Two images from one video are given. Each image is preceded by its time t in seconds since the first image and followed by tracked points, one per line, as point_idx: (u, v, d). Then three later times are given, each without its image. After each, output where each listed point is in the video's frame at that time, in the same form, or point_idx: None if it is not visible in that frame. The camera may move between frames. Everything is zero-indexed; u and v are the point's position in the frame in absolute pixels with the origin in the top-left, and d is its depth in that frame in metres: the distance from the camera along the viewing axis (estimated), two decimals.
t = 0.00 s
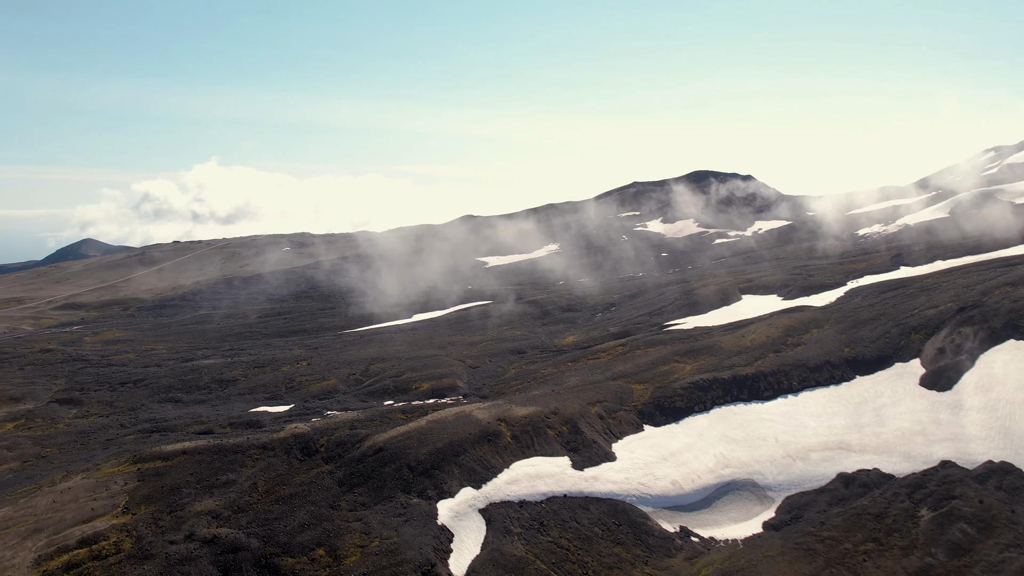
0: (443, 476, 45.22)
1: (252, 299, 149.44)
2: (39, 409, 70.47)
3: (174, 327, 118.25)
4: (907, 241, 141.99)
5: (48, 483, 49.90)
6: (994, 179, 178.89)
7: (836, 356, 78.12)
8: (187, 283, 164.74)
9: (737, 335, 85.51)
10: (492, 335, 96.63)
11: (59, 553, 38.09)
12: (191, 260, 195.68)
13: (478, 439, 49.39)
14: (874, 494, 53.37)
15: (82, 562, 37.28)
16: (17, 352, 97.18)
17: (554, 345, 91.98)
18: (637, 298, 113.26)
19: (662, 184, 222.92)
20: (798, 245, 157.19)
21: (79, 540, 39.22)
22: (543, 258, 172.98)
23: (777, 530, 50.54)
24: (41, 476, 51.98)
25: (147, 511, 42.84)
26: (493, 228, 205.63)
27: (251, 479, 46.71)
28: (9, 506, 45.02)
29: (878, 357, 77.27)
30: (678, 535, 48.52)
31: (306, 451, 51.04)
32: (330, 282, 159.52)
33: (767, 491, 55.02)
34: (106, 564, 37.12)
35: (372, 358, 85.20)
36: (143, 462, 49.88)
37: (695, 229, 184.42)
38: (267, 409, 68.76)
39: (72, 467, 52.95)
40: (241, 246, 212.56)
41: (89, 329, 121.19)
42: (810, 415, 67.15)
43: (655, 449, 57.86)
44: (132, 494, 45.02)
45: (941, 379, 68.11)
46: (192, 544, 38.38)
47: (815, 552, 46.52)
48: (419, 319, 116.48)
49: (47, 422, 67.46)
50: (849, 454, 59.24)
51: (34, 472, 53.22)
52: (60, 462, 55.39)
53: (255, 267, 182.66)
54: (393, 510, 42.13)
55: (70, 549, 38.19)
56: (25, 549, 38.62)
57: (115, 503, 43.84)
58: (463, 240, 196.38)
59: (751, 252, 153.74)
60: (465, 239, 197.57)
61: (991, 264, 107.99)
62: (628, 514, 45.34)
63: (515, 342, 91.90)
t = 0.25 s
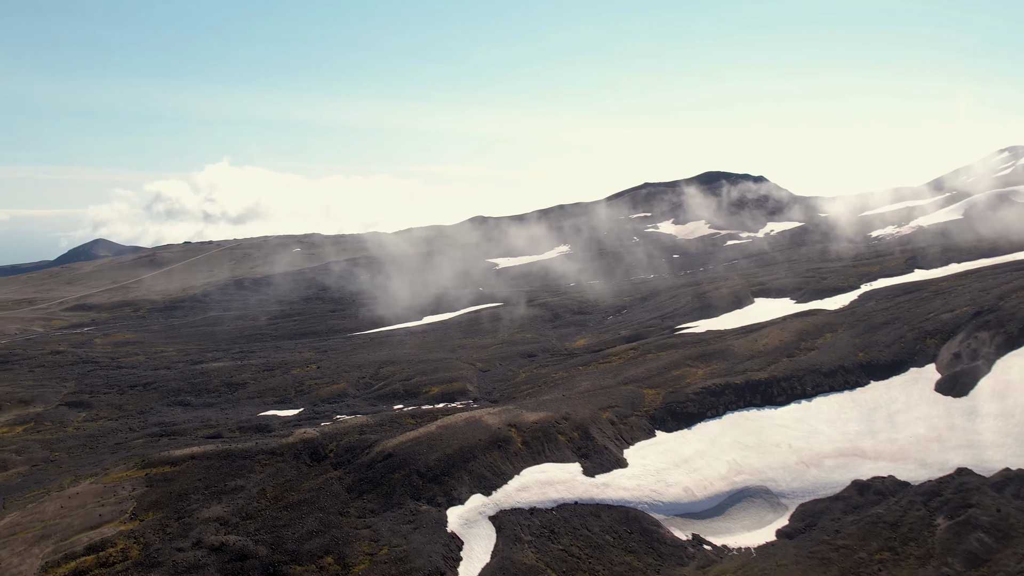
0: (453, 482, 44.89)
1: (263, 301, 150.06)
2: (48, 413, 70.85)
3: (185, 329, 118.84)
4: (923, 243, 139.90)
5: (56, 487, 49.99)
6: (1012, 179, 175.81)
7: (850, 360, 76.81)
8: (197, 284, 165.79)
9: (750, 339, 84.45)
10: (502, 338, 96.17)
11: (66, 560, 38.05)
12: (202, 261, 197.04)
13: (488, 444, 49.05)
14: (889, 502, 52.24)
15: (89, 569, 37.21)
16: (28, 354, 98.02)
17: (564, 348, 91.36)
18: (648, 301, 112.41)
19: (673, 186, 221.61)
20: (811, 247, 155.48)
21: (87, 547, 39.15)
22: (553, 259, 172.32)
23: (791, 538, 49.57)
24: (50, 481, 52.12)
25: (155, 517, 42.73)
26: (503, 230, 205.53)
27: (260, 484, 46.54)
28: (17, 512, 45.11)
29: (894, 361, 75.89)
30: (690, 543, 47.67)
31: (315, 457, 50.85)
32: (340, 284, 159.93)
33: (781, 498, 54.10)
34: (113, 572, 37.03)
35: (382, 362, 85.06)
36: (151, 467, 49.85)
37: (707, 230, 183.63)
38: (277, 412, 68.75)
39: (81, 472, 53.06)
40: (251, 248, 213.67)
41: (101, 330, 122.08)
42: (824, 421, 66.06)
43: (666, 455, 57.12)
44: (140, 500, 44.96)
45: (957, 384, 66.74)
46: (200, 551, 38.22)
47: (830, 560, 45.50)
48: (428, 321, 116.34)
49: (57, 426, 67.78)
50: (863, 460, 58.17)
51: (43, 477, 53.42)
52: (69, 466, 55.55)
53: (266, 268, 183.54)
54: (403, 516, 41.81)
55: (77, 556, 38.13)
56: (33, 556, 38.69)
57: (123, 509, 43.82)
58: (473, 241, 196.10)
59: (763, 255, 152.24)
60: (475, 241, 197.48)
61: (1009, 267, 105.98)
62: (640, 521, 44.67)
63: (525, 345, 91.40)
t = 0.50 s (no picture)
0: (463, 489, 44.49)
1: (273, 303, 150.64)
2: (58, 416, 71.23)
3: (195, 331, 119.28)
4: (938, 246, 137.71)
5: (65, 492, 50.11)
6: None
7: (865, 365, 75.42)
8: (208, 285, 166.73)
9: (763, 343, 83.30)
10: (512, 341, 95.67)
11: (74, 567, 38.03)
12: (212, 262, 198.21)
13: (498, 450, 48.59)
14: (905, 510, 51.15)
15: None
16: (39, 356, 98.82)
17: (576, 352, 90.64)
18: (660, 304, 111.45)
19: (684, 188, 220.08)
20: (824, 250, 153.65)
21: (94, 553, 39.17)
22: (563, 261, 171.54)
23: (805, 547, 48.63)
24: (58, 485, 52.24)
25: (163, 523, 42.64)
26: (513, 232, 205.20)
27: (268, 490, 46.33)
28: (26, 518, 45.21)
29: (909, 366, 74.43)
30: (703, 551, 46.85)
31: (324, 462, 50.59)
32: (350, 286, 160.21)
33: (795, 506, 53.12)
34: None
35: (392, 365, 84.72)
36: (160, 472, 49.80)
37: (718, 231, 182.76)
38: (286, 417, 68.65)
39: (89, 476, 53.19)
40: (262, 249, 214.55)
41: (112, 332, 122.85)
42: (839, 427, 64.90)
43: (679, 461, 56.34)
44: (148, 505, 44.91)
45: (973, 390, 65.37)
46: (208, 558, 38.05)
47: (845, 570, 44.54)
48: (438, 324, 116.02)
49: (66, 429, 68.10)
50: (878, 468, 57.07)
51: (51, 481, 53.57)
52: (78, 471, 55.71)
53: (276, 269, 184.30)
54: (412, 524, 41.44)
55: (85, 562, 38.09)
56: (40, 563, 38.75)
57: (130, 515, 43.78)
58: (483, 242, 195.62)
59: (776, 257, 150.67)
60: (485, 242, 197.24)
61: None
62: (652, 529, 43.98)
63: (535, 348, 90.80)
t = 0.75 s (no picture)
0: (472, 496, 44.12)
1: (283, 304, 151.13)
2: (67, 420, 71.62)
3: (205, 333, 119.80)
4: (954, 248, 135.57)
5: (73, 497, 50.21)
6: None
7: (880, 370, 74.05)
8: (219, 286, 167.52)
9: (776, 347, 82.17)
10: (523, 344, 95.13)
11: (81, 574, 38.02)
12: (223, 263, 199.30)
13: (508, 457, 48.15)
14: (921, 518, 50.11)
15: None
16: (49, 358, 99.61)
17: (586, 356, 89.97)
18: (671, 306, 110.52)
19: (695, 191, 218.54)
20: (837, 252, 151.88)
21: (101, 560, 39.17)
22: (573, 262, 170.77)
23: (819, 556, 47.72)
24: (66, 490, 52.37)
25: (171, 530, 42.59)
26: (523, 233, 204.78)
27: (277, 496, 46.15)
28: (34, 523, 45.31)
29: (925, 372, 73.00)
30: (716, 559, 46.01)
31: (333, 468, 50.36)
32: (360, 288, 160.44)
33: (808, 513, 52.17)
34: None
35: (402, 369, 84.45)
36: (168, 478, 49.79)
37: (730, 233, 181.80)
38: (295, 421, 68.55)
39: (98, 481, 53.28)
40: (272, 250, 215.46)
41: (122, 333, 123.59)
42: (853, 433, 63.76)
43: (691, 468, 55.57)
44: (156, 512, 44.87)
45: (989, 396, 63.99)
46: (215, 566, 37.91)
47: None
48: (447, 327, 115.72)
49: (75, 433, 68.39)
50: (893, 475, 55.97)
51: (59, 486, 53.71)
52: (86, 475, 55.85)
53: (286, 270, 184.95)
54: (422, 531, 41.11)
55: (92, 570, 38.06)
56: (47, 570, 38.84)
57: (138, 521, 43.75)
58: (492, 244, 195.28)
59: (788, 260, 149.11)
60: (495, 243, 196.94)
61: None
62: (664, 537, 43.27)
63: (544, 352, 90.24)
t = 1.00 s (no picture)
0: (482, 503, 43.86)
1: (294, 306, 151.68)
2: (76, 423, 72.03)
3: (215, 335, 120.28)
4: (969, 250, 133.39)
5: (81, 502, 50.31)
6: None
7: (895, 375, 72.64)
8: (229, 287, 168.31)
9: (790, 351, 80.99)
10: (534, 347, 94.64)
11: None
12: (233, 264, 200.36)
13: (518, 463, 47.79)
14: (937, 527, 49.03)
15: None
16: (59, 360, 100.35)
17: (598, 359, 89.29)
18: (682, 309, 109.62)
19: (706, 193, 216.95)
20: (850, 254, 150.00)
21: (109, 568, 39.19)
22: (582, 264, 170.02)
23: (833, 565, 46.81)
24: (74, 495, 52.51)
25: (179, 536, 42.56)
26: (533, 235, 204.40)
27: (285, 502, 46.03)
28: (42, 528, 45.41)
29: (940, 377, 71.51)
30: (729, 568, 45.03)
31: (342, 473, 50.20)
32: (369, 291, 160.60)
33: (822, 521, 51.19)
34: None
35: (412, 372, 84.20)
36: (176, 483, 49.77)
37: (742, 234, 180.89)
38: (305, 425, 68.48)
39: (106, 485, 53.39)
40: (282, 251, 216.38)
41: (132, 335, 124.36)
42: (868, 439, 62.60)
43: (703, 475, 54.79)
44: (164, 517, 44.83)
45: (1006, 402, 62.54)
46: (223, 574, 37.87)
47: None
48: (457, 329, 115.52)
49: (84, 436, 68.70)
50: (908, 482, 54.88)
51: (67, 490, 53.86)
52: (94, 479, 55.99)
53: (296, 272, 185.59)
54: (431, 539, 40.88)
55: None
56: None
57: (145, 528, 43.73)
58: (502, 245, 194.93)
59: (800, 262, 147.46)
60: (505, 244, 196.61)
61: None
62: (676, 545, 42.45)
63: (554, 355, 89.71)
